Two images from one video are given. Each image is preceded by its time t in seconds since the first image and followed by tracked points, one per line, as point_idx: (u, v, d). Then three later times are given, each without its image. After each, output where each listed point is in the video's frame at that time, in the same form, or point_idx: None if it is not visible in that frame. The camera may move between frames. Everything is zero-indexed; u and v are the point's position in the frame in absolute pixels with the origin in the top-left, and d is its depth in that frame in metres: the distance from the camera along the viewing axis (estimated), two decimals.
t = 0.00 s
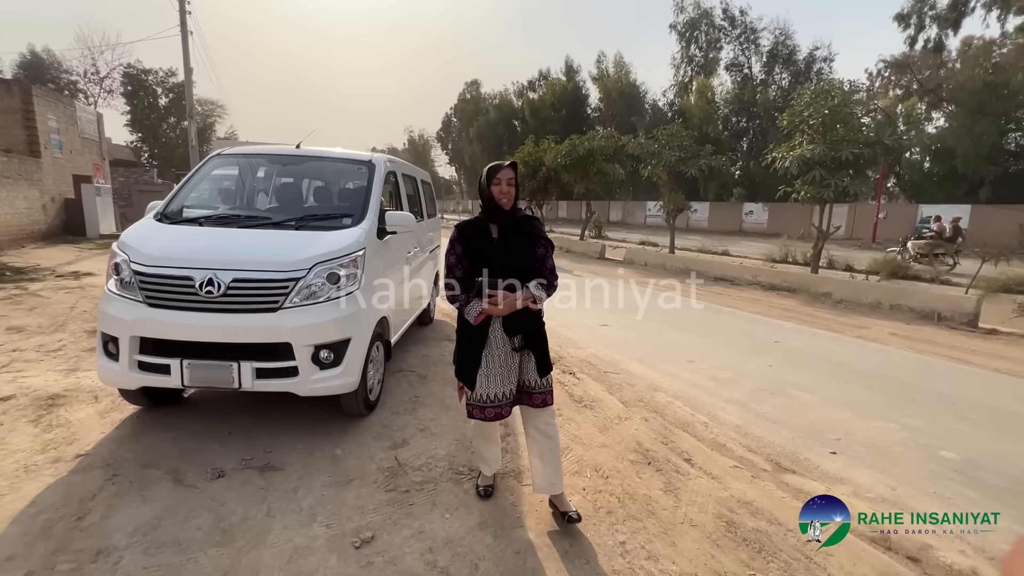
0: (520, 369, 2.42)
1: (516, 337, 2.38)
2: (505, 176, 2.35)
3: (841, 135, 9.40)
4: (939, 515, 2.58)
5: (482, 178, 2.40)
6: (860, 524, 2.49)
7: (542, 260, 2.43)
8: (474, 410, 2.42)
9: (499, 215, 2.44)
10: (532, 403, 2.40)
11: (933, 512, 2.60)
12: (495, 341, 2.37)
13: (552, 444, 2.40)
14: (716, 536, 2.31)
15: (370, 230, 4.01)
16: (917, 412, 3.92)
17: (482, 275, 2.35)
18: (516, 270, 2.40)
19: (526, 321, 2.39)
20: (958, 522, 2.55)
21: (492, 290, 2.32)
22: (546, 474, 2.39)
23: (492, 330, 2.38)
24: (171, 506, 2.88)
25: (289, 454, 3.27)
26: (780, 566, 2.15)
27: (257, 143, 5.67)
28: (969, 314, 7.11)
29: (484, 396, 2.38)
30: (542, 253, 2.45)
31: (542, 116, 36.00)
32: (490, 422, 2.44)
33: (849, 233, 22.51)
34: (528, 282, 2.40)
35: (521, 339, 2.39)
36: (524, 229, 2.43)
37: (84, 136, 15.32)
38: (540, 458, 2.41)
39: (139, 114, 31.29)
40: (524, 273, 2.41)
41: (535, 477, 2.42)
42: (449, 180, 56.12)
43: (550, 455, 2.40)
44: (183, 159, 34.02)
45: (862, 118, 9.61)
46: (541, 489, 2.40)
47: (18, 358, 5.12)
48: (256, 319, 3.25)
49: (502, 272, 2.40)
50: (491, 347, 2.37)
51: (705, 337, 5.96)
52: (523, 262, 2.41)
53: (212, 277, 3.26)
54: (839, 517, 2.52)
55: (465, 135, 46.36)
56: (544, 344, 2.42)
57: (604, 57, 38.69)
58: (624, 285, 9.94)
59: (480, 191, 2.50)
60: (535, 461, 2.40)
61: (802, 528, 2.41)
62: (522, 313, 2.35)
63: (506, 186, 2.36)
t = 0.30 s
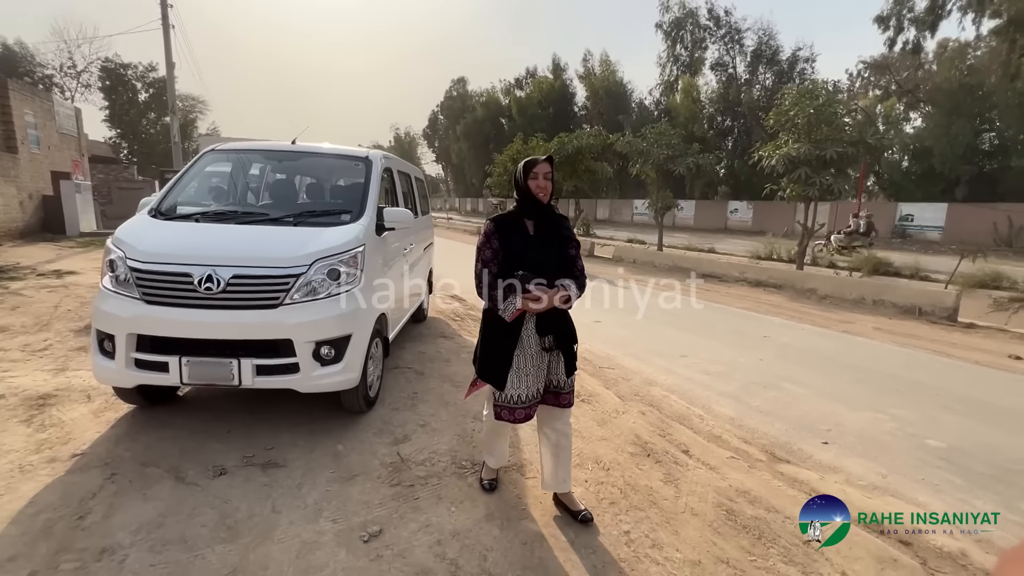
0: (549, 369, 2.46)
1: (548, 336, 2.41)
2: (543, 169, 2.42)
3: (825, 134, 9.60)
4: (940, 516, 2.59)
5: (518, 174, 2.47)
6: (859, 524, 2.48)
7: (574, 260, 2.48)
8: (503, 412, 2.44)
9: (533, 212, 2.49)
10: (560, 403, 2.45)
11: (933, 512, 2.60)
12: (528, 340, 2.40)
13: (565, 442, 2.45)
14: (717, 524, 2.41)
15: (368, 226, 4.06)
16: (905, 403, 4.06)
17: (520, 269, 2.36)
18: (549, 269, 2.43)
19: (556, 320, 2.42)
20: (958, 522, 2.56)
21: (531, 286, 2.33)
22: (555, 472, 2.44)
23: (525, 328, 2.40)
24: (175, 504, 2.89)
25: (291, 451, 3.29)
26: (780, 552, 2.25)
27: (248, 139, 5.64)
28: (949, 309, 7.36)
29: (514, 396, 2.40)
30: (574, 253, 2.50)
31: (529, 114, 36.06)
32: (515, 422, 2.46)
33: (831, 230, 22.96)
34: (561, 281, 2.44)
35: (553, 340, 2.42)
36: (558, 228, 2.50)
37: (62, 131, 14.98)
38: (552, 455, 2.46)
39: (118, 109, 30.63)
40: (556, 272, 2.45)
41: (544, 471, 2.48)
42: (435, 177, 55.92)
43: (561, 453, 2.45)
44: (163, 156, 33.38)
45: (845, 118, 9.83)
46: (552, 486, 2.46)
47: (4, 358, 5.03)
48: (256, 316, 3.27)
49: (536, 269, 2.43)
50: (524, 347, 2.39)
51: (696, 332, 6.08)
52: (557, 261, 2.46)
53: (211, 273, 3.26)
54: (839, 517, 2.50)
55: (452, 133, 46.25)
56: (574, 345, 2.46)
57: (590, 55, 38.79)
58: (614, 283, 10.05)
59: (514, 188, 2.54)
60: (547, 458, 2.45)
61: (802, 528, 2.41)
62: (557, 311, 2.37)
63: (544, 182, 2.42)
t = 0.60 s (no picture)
0: (586, 371, 2.44)
1: (586, 336, 2.39)
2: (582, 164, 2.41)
3: (813, 133, 9.77)
4: (940, 516, 2.60)
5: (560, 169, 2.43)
6: (860, 524, 2.50)
7: (614, 257, 2.47)
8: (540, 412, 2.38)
9: (572, 207, 2.46)
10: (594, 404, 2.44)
11: (933, 513, 2.61)
12: (568, 338, 2.37)
13: (584, 440, 2.47)
14: (720, 516, 2.48)
15: (367, 223, 4.09)
16: (895, 396, 4.18)
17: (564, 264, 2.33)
18: (590, 265, 2.42)
19: (592, 318, 2.40)
20: (958, 522, 2.57)
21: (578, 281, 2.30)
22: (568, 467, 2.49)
23: (565, 325, 2.38)
24: (178, 505, 2.89)
25: (293, 450, 3.31)
26: (782, 542, 2.33)
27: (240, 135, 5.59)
28: (932, 304, 7.57)
29: (552, 395, 2.35)
30: (612, 250, 2.50)
31: (518, 112, 36.10)
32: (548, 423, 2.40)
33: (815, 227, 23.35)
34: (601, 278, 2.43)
35: (590, 340, 2.40)
36: (597, 224, 2.50)
37: (41, 127, 14.66)
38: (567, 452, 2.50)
39: (98, 105, 30.05)
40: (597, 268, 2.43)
41: (558, 468, 2.53)
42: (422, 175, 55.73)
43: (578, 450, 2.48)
44: (145, 153, 32.80)
45: (831, 118, 10.04)
46: (564, 482, 2.50)
47: None
48: (257, 314, 3.27)
49: (578, 264, 2.40)
50: (564, 344, 2.37)
51: (689, 329, 6.18)
52: (598, 257, 2.45)
53: (210, 272, 3.24)
54: (839, 517, 2.52)
55: (440, 130, 46.12)
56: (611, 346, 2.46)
57: (577, 53, 38.87)
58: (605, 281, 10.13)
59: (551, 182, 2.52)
60: (563, 454, 2.49)
61: (802, 528, 2.43)
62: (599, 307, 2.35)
63: (582, 177, 2.43)
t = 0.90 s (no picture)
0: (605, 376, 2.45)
1: (601, 338, 2.39)
2: (609, 161, 2.39)
3: (799, 132, 9.92)
4: (940, 516, 2.60)
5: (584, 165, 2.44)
6: (860, 524, 2.50)
7: (630, 260, 2.47)
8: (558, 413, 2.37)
9: (594, 206, 2.47)
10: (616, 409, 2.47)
11: (932, 513, 2.61)
12: (582, 337, 2.39)
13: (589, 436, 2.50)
14: (717, 508, 2.54)
15: (363, 220, 4.10)
16: (883, 389, 4.29)
17: (581, 266, 2.33)
18: (606, 266, 2.42)
19: (606, 319, 2.41)
20: (958, 522, 2.56)
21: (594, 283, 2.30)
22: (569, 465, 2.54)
23: (579, 324, 2.39)
24: (175, 506, 2.88)
25: (290, 450, 3.33)
26: (778, 532, 2.39)
27: (229, 132, 5.55)
28: (915, 300, 7.75)
29: (572, 396, 2.35)
30: (630, 252, 2.49)
31: (506, 110, 36.11)
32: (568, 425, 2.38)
33: (800, 224, 23.68)
34: (617, 280, 2.42)
35: (605, 341, 2.41)
36: (618, 225, 2.49)
37: (19, 123, 14.36)
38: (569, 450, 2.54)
39: (76, 100, 29.48)
40: (613, 269, 2.43)
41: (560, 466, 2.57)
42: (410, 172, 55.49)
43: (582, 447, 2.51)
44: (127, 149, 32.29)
45: (816, 117, 10.22)
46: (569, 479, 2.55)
47: None
48: (254, 311, 3.27)
49: (594, 265, 2.41)
50: (578, 344, 2.38)
51: (679, 325, 6.26)
52: (615, 259, 2.45)
53: (204, 269, 3.23)
54: (839, 518, 2.52)
55: (428, 128, 45.93)
56: (626, 347, 2.47)
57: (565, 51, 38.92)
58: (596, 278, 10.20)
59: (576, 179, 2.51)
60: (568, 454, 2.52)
61: (802, 529, 2.43)
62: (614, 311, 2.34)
63: (609, 176, 2.40)
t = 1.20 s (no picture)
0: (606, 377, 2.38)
1: (603, 340, 2.33)
2: (615, 159, 2.28)
3: (777, 129, 10.12)
4: (940, 516, 2.58)
5: (588, 161, 2.32)
6: (860, 525, 2.50)
7: (632, 260, 2.40)
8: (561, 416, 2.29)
9: (598, 204, 2.37)
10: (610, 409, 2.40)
11: (933, 513, 2.60)
12: (585, 336, 2.32)
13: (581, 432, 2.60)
14: (699, 493, 2.65)
15: (352, 217, 4.15)
16: (858, 378, 4.45)
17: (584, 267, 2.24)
18: (610, 266, 2.34)
19: (609, 320, 2.34)
20: (958, 522, 2.55)
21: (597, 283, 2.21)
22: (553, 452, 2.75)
23: (582, 325, 2.32)
24: (167, 501, 2.89)
25: (281, 445, 3.37)
26: (757, 514, 2.50)
27: (211, 128, 5.51)
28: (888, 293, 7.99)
29: (575, 398, 2.27)
30: (632, 252, 2.41)
31: (489, 106, 36.12)
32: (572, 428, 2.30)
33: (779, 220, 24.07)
34: (619, 280, 2.34)
35: (607, 342, 2.35)
36: (622, 225, 2.40)
37: None
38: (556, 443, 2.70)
39: (46, 94, 28.70)
40: (615, 269, 2.36)
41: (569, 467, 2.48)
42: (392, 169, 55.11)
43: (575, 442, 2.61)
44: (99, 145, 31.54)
45: (792, 115, 10.46)
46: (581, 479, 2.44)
47: None
48: (243, 308, 3.28)
49: (597, 265, 2.32)
50: (580, 343, 2.31)
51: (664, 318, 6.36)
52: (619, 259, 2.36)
53: (192, 266, 3.23)
54: (839, 518, 2.52)
55: (410, 124, 45.66)
56: (626, 350, 2.41)
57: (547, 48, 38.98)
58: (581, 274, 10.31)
59: (579, 175, 2.40)
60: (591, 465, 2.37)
61: (802, 529, 2.42)
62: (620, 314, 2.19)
63: (616, 174, 2.28)
